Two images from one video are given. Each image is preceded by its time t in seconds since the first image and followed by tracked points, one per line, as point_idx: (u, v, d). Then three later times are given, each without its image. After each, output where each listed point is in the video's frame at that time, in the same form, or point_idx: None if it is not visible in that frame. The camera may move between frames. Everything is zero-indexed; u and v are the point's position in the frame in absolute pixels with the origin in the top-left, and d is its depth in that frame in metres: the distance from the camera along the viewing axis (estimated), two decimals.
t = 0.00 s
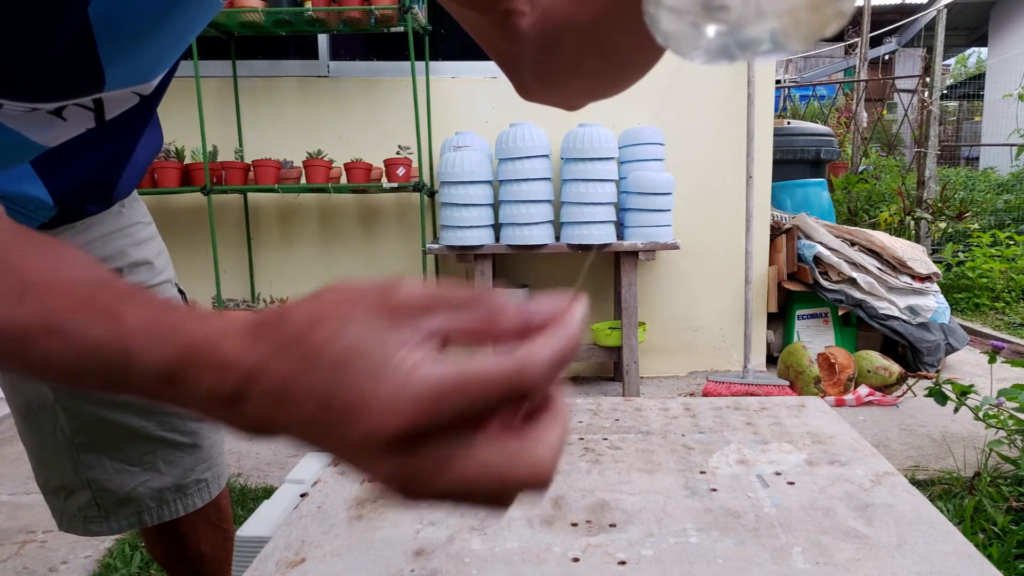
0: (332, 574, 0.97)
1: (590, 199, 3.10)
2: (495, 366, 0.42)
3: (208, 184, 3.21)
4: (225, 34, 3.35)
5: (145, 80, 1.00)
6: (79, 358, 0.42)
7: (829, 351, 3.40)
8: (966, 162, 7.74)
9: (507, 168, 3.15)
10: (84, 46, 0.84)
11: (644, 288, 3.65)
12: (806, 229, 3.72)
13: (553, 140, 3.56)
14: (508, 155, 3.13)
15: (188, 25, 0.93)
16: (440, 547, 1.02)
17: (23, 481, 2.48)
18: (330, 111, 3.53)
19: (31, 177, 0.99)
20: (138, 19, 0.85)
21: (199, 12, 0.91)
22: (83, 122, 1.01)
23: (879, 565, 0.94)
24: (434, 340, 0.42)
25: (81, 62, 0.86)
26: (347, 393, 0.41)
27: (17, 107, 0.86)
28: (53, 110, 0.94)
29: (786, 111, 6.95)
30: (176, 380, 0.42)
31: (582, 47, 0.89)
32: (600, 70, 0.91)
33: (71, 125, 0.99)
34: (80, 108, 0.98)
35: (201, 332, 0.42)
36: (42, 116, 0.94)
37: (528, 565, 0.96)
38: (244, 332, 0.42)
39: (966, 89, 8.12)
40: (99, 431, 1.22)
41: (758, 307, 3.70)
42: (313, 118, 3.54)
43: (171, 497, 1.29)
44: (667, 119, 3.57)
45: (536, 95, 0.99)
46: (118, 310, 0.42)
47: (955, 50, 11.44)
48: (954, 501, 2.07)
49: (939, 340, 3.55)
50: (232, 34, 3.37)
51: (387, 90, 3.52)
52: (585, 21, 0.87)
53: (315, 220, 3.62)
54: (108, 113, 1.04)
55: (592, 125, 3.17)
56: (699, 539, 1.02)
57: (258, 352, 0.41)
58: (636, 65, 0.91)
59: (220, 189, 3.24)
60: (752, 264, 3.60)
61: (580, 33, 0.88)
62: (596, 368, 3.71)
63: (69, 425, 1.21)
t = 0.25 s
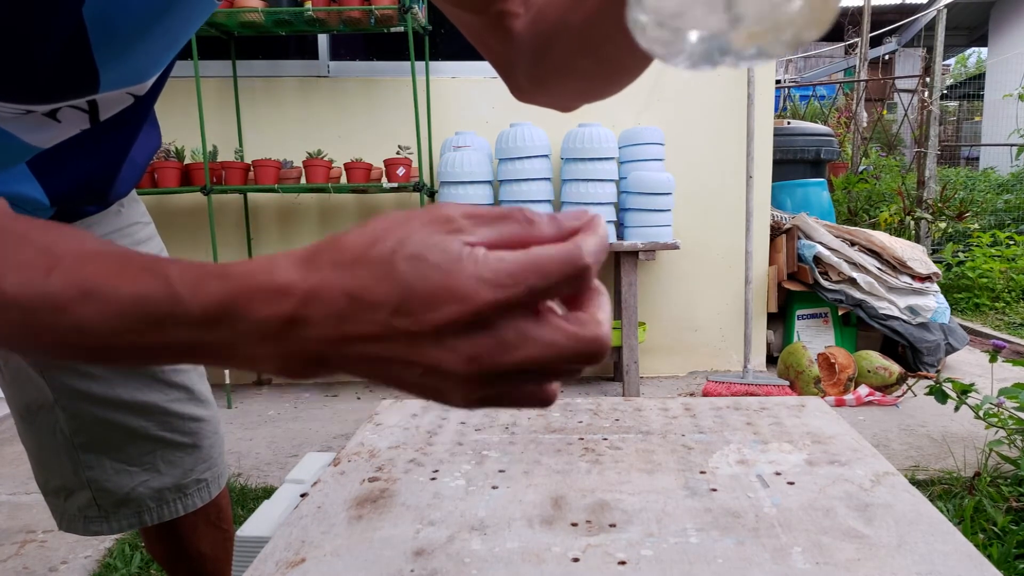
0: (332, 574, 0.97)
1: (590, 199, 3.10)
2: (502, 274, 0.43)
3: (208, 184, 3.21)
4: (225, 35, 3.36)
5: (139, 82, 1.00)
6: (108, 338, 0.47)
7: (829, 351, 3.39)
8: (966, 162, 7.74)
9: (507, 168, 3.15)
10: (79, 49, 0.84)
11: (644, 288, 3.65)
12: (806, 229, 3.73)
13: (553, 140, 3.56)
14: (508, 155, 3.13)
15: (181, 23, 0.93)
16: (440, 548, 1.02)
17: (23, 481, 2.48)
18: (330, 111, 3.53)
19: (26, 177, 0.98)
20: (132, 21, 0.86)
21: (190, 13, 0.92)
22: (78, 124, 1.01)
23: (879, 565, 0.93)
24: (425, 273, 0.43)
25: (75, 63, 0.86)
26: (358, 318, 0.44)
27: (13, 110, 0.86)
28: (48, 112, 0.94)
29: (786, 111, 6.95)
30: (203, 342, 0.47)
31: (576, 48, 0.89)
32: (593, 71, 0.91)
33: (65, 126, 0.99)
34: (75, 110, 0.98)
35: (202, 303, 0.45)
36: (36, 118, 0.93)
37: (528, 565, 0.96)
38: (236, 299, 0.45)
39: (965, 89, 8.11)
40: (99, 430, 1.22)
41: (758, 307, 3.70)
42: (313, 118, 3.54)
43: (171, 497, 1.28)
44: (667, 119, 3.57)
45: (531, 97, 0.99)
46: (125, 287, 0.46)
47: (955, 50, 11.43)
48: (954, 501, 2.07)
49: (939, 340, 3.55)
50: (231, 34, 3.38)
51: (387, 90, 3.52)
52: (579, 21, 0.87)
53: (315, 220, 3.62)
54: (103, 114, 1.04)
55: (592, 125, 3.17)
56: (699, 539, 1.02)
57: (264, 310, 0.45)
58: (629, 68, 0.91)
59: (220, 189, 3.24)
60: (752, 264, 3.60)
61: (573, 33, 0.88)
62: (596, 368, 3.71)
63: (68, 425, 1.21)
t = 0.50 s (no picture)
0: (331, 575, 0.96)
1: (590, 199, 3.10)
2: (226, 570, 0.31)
3: (208, 184, 3.21)
4: (225, 35, 3.36)
5: (140, 73, 0.97)
6: None
7: (829, 351, 3.39)
8: (966, 162, 7.74)
9: (507, 168, 3.15)
10: (78, 41, 0.81)
11: (644, 289, 3.65)
12: (806, 229, 3.72)
13: (553, 140, 3.56)
14: (508, 155, 3.13)
15: (183, 23, 0.90)
16: (440, 548, 1.02)
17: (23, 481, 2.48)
18: (330, 111, 3.53)
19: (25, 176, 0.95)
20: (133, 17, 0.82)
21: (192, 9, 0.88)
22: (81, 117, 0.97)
23: (879, 565, 0.93)
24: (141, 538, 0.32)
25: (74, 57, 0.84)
26: (98, 550, 0.34)
27: (12, 100, 0.82)
28: (49, 106, 0.88)
29: (786, 111, 6.95)
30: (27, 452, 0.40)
31: (572, 45, 0.85)
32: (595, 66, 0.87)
33: (65, 120, 0.94)
34: (75, 103, 0.93)
35: None
36: (38, 112, 0.88)
37: (528, 566, 0.96)
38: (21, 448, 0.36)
39: (966, 89, 8.12)
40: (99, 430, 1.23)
41: (758, 308, 3.70)
42: (313, 118, 3.54)
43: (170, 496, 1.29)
44: (667, 119, 3.56)
45: (527, 93, 0.95)
46: None
47: (955, 50, 11.43)
48: (954, 501, 2.07)
49: (940, 340, 3.55)
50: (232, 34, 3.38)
51: (388, 90, 3.52)
52: (574, 17, 0.83)
53: (315, 220, 3.62)
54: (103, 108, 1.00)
55: (593, 125, 3.17)
56: (699, 539, 1.02)
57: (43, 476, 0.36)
58: (627, 63, 0.85)
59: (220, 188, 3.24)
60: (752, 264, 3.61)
61: (570, 29, 0.83)
62: (596, 368, 3.71)
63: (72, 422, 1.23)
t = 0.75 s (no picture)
0: (332, 575, 0.96)
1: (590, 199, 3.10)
2: (327, 383, 0.37)
3: (208, 184, 3.21)
4: (225, 35, 3.36)
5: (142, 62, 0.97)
6: None
7: (829, 351, 3.39)
8: (966, 162, 7.74)
9: (507, 168, 3.15)
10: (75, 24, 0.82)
11: (644, 289, 3.65)
12: (806, 229, 3.73)
13: (553, 140, 3.56)
14: (508, 155, 3.13)
15: (182, 12, 0.89)
16: (440, 548, 1.02)
17: (23, 481, 2.48)
18: (331, 111, 3.54)
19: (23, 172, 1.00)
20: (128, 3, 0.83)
21: None
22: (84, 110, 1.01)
23: (879, 565, 0.93)
24: (257, 357, 0.37)
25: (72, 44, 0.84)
26: (184, 398, 0.37)
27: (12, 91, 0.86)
28: (50, 98, 0.92)
29: (786, 111, 6.95)
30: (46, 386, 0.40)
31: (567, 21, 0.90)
32: (583, 39, 0.92)
33: (68, 112, 0.98)
34: (77, 95, 0.96)
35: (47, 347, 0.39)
36: (38, 105, 0.92)
37: (528, 566, 0.96)
38: (85, 353, 0.39)
39: (966, 89, 8.11)
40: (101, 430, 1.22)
41: (758, 308, 3.70)
42: (313, 118, 3.55)
43: (174, 495, 1.29)
44: (667, 119, 3.56)
45: (522, 79, 0.98)
46: None
47: (955, 50, 11.43)
48: (954, 501, 2.07)
49: (939, 340, 3.55)
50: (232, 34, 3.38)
51: (388, 90, 3.52)
52: None
53: (315, 219, 3.62)
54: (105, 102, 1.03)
55: (593, 125, 3.17)
56: (699, 539, 1.02)
57: (105, 369, 0.38)
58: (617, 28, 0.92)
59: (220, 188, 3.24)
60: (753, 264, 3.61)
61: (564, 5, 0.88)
62: (596, 368, 3.71)
63: (71, 425, 1.20)
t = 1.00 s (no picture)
0: (332, 575, 0.96)
1: (590, 200, 3.10)
2: (505, 95, 0.46)
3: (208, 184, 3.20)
4: (225, 35, 3.36)
5: (159, 42, 0.99)
6: (109, 234, 0.48)
7: (829, 351, 3.39)
8: (966, 162, 7.74)
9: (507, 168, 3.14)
10: None
11: (644, 289, 3.65)
12: (806, 229, 3.73)
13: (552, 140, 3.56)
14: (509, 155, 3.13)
15: None
16: (440, 548, 1.02)
17: (23, 481, 2.48)
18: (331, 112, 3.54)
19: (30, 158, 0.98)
20: None
21: None
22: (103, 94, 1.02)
23: (879, 565, 0.93)
24: (429, 90, 0.46)
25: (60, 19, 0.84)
26: (370, 156, 0.46)
27: (34, 80, 0.90)
28: (67, 84, 0.95)
29: (786, 111, 6.95)
30: (212, 213, 0.48)
31: None
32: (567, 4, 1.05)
33: (86, 96, 1.00)
34: (94, 80, 0.98)
35: (211, 170, 0.47)
36: (57, 91, 0.94)
37: (528, 566, 0.96)
38: (246, 165, 0.47)
39: (965, 89, 8.11)
40: (98, 429, 1.22)
41: (758, 308, 3.70)
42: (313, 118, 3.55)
43: (171, 492, 1.29)
44: (667, 119, 3.56)
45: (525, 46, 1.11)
46: (131, 170, 0.49)
47: (955, 50, 11.42)
48: (954, 501, 2.07)
49: (940, 340, 3.55)
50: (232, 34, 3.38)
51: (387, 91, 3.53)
52: None
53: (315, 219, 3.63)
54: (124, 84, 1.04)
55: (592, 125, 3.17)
56: (699, 539, 1.02)
57: (276, 167, 0.47)
58: None
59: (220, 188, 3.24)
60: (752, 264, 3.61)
61: None
62: (596, 368, 3.71)
63: (66, 424, 1.21)
